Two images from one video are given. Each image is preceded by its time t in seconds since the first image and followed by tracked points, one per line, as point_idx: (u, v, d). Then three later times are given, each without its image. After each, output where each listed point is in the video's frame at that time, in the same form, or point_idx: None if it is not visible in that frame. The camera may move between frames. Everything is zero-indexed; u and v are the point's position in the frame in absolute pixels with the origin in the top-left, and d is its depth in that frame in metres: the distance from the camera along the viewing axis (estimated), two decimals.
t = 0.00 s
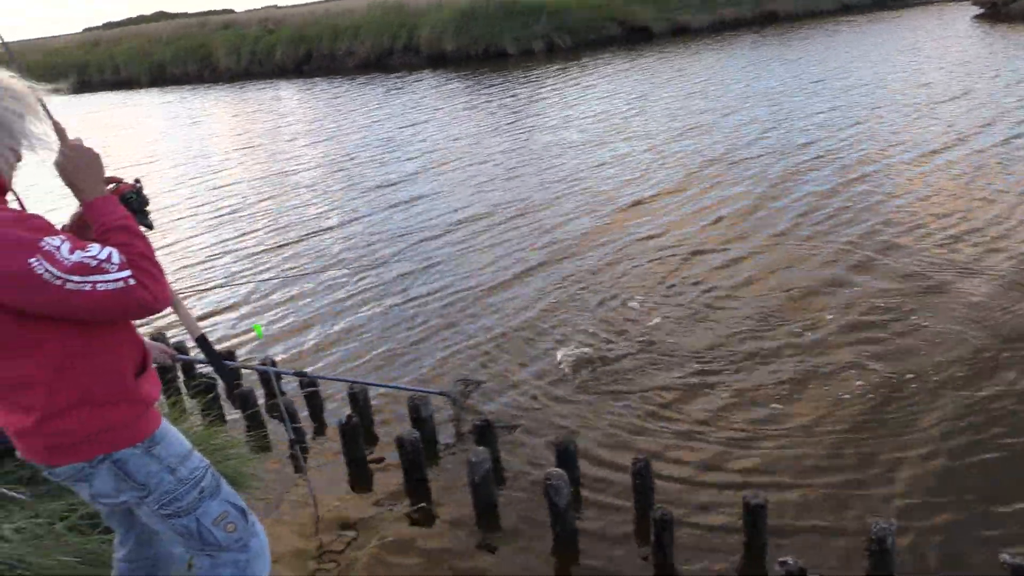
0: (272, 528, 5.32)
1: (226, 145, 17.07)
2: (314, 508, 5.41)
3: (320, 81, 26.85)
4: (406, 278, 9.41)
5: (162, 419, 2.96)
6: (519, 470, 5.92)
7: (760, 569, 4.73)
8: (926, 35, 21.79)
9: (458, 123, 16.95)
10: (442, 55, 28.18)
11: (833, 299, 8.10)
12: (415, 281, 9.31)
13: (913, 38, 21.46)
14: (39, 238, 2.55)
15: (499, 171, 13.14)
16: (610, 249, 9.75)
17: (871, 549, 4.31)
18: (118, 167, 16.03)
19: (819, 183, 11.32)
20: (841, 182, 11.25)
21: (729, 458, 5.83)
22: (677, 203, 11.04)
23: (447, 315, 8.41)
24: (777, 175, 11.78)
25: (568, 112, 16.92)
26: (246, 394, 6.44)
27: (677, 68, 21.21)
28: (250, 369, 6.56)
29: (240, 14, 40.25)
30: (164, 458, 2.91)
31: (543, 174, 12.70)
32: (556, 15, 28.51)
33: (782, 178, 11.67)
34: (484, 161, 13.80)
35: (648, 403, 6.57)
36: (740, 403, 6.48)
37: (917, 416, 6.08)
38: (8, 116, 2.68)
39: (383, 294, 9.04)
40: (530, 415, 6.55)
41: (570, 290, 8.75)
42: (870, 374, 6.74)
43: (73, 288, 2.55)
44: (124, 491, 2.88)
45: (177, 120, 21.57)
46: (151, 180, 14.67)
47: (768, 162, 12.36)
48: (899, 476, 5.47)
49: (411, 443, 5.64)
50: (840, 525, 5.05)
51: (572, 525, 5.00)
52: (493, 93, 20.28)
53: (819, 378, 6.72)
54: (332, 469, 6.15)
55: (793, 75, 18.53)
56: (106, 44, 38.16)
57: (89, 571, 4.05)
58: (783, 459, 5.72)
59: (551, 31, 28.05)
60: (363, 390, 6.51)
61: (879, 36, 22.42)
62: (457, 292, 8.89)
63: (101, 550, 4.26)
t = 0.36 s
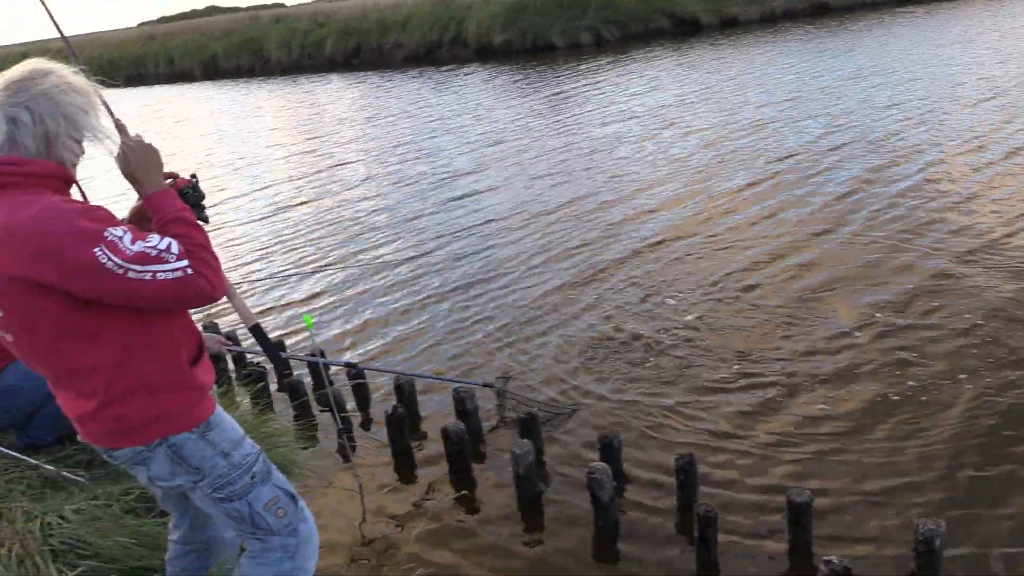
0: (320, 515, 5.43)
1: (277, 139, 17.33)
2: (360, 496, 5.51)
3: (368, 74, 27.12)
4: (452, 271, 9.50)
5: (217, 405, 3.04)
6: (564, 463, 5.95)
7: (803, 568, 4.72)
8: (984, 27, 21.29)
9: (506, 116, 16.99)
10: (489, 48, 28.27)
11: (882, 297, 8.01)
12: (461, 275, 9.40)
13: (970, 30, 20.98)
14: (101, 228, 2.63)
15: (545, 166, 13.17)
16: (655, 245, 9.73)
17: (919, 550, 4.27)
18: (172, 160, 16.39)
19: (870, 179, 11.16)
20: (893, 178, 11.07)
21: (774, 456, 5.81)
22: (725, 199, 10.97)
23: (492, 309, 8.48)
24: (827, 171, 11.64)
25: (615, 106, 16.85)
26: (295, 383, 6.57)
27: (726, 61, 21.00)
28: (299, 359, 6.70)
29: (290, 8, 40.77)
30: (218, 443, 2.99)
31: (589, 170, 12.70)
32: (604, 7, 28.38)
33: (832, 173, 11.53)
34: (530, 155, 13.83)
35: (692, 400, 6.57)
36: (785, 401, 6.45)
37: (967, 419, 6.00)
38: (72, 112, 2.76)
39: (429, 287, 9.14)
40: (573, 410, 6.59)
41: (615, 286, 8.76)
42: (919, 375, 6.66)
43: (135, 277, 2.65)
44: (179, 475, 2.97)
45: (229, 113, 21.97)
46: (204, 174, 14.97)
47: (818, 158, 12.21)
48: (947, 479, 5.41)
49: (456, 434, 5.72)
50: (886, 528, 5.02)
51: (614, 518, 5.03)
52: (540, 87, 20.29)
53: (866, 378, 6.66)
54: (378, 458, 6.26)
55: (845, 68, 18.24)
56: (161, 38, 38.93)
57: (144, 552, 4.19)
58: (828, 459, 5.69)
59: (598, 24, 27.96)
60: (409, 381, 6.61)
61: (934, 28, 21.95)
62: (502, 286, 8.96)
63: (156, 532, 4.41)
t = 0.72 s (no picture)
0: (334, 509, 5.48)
1: (296, 137, 17.43)
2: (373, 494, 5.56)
3: (387, 73, 27.22)
4: (468, 271, 9.55)
5: (234, 399, 3.08)
6: (576, 462, 5.98)
7: (814, 570, 4.73)
8: (1008, 31, 21.12)
9: (524, 117, 17.02)
10: (507, 48, 28.31)
11: (899, 302, 7.98)
12: (476, 274, 9.45)
13: (993, 34, 20.81)
14: (122, 224, 2.69)
15: (563, 167, 13.20)
16: (671, 247, 9.75)
17: (930, 554, 4.27)
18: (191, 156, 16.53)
19: (888, 183, 11.12)
20: (911, 183, 11.03)
21: (787, 458, 5.81)
22: (741, 202, 10.96)
23: (507, 309, 8.51)
24: (845, 175, 11.61)
25: (633, 107, 16.85)
26: (310, 378, 6.63)
27: (745, 63, 20.94)
28: (315, 354, 6.75)
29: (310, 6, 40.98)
30: (234, 437, 3.03)
31: (607, 172, 12.72)
32: (623, 7, 28.34)
33: (850, 177, 11.50)
34: (548, 157, 13.87)
35: (706, 403, 6.58)
36: (799, 405, 6.44)
37: (982, 425, 5.99)
38: (93, 108, 2.81)
39: (445, 286, 9.20)
40: (587, 410, 6.62)
41: (630, 288, 8.78)
42: (934, 381, 6.64)
43: (152, 276, 2.69)
44: (196, 467, 3.02)
45: (248, 110, 22.13)
46: (223, 171, 15.09)
47: (836, 162, 12.18)
48: (961, 485, 5.41)
49: (470, 432, 5.77)
50: (898, 532, 5.01)
51: (625, 518, 5.07)
52: (558, 87, 20.31)
53: (881, 383, 6.65)
54: (392, 454, 6.30)
55: (865, 72, 18.14)
56: (181, 34, 39.21)
57: (162, 542, 4.25)
58: (841, 463, 5.69)
59: (617, 24, 27.93)
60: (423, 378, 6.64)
61: (956, 32, 21.80)
62: (518, 286, 9.00)
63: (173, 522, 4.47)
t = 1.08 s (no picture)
0: (331, 502, 5.49)
1: (297, 133, 17.45)
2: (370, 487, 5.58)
3: (389, 69, 27.24)
4: (468, 269, 9.56)
5: (225, 392, 3.09)
6: (574, 457, 5.99)
7: (810, 566, 4.74)
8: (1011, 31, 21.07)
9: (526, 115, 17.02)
10: (510, 45, 28.33)
11: (898, 300, 7.98)
12: (476, 271, 9.46)
13: (996, 34, 20.78)
14: (117, 226, 2.69)
15: (564, 165, 13.21)
16: (671, 245, 9.76)
17: (925, 552, 4.27)
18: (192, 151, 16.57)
19: (889, 183, 11.13)
20: (912, 183, 11.03)
21: (784, 454, 5.82)
22: (742, 201, 10.97)
23: (506, 306, 8.54)
24: (845, 174, 11.62)
25: (635, 106, 16.85)
26: (308, 372, 6.64)
27: (747, 62, 20.92)
28: (313, 349, 6.77)
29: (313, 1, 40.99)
30: (225, 428, 3.04)
31: (607, 170, 12.73)
32: (626, 3, 28.29)
33: (851, 177, 11.50)
34: (549, 155, 13.87)
35: (704, 400, 6.60)
36: (797, 403, 6.45)
37: (979, 422, 5.98)
38: (87, 101, 2.80)
39: (443, 284, 9.23)
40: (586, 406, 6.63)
41: (629, 286, 8.79)
42: (933, 377, 6.64)
43: (143, 282, 2.71)
44: (187, 458, 3.02)
45: (250, 105, 22.17)
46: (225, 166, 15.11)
47: (837, 161, 12.19)
48: (958, 481, 5.40)
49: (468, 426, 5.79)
50: (895, 529, 5.01)
51: (622, 513, 5.12)
52: (559, 85, 20.31)
53: (879, 381, 6.66)
54: (389, 448, 6.32)
55: (868, 71, 18.12)
56: (184, 27, 39.19)
57: (159, 534, 4.26)
58: (838, 462, 5.69)
59: (619, 22, 27.92)
60: (422, 373, 6.66)
61: (959, 32, 21.76)
62: (516, 284, 9.04)
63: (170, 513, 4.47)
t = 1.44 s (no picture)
0: (334, 499, 5.49)
1: (301, 131, 17.47)
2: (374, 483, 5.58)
3: (392, 66, 27.24)
4: (472, 265, 9.55)
5: (223, 387, 3.08)
6: (578, 453, 5.98)
7: (815, 560, 4.72)
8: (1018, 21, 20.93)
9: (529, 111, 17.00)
10: (513, 40, 28.28)
11: (902, 292, 7.94)
12: (479, 268, 9.45)
13: (1002, 25, 20.65)
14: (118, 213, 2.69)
15: (568, 161, 13.17)
16: (674, 240, 9.73)
17: (931, 545, 4.25)
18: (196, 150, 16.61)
19: (893, 176, 11.08)
20: (916, 175, 10.99)
21: (788, 447, 5.79)
22: (746, 195, 10.93)
23: (509, 302, 8.53)
24: (850, 168, 11.57)
25: (639, 101, 16.82)
26: (312, 369, 6.65)
27: (750, 56, 20.84)
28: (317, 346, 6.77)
29: None
30: (223, 424, 3.03)
31: (611, 165, 12.71)
32: None
33: (855, 170, 11.46)
34: (552, 151, 13.85)
35: (708, 394, 6.57)
36: (802, 396, 6.43)
37: (984, 414, 5.95)
38: (82, 92, 2.80)
39: (446, 280, 9.23)
40: (590, 401, 6.62)
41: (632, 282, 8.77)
42: (939, 369, 6.60)
43: (147, 267, 2.70)
44: (185, 454, 3.02)
45: (254, 103, 22.20)
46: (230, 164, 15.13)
47: (842, 155, 12.14)
48: (964, 472, 5.38)
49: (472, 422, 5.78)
50: (901, 522, 4.98)
51: (625, 507, 5.09)
52: (562, 81, 20.28)
53: (885, 373, 6.62)
54: (393, 444, 6.32)
55: (872, 64, 18.03)
56: (188, 26, 39.21)
57: (162, 531, 4.25)
58: (844, 455, 5.66)
59: (622, 16, 27.82)
60: (425, 369, 6.66)
61: (965, 23, 21.64)
62: (519, 280, 9.02)
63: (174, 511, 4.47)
